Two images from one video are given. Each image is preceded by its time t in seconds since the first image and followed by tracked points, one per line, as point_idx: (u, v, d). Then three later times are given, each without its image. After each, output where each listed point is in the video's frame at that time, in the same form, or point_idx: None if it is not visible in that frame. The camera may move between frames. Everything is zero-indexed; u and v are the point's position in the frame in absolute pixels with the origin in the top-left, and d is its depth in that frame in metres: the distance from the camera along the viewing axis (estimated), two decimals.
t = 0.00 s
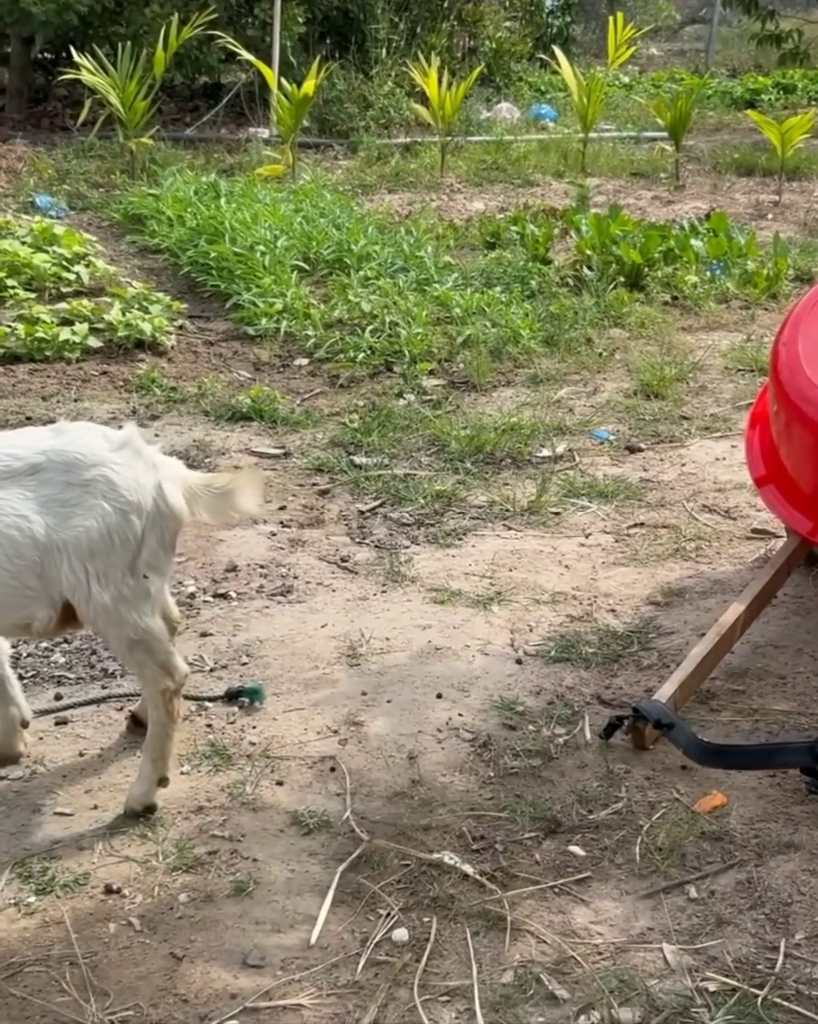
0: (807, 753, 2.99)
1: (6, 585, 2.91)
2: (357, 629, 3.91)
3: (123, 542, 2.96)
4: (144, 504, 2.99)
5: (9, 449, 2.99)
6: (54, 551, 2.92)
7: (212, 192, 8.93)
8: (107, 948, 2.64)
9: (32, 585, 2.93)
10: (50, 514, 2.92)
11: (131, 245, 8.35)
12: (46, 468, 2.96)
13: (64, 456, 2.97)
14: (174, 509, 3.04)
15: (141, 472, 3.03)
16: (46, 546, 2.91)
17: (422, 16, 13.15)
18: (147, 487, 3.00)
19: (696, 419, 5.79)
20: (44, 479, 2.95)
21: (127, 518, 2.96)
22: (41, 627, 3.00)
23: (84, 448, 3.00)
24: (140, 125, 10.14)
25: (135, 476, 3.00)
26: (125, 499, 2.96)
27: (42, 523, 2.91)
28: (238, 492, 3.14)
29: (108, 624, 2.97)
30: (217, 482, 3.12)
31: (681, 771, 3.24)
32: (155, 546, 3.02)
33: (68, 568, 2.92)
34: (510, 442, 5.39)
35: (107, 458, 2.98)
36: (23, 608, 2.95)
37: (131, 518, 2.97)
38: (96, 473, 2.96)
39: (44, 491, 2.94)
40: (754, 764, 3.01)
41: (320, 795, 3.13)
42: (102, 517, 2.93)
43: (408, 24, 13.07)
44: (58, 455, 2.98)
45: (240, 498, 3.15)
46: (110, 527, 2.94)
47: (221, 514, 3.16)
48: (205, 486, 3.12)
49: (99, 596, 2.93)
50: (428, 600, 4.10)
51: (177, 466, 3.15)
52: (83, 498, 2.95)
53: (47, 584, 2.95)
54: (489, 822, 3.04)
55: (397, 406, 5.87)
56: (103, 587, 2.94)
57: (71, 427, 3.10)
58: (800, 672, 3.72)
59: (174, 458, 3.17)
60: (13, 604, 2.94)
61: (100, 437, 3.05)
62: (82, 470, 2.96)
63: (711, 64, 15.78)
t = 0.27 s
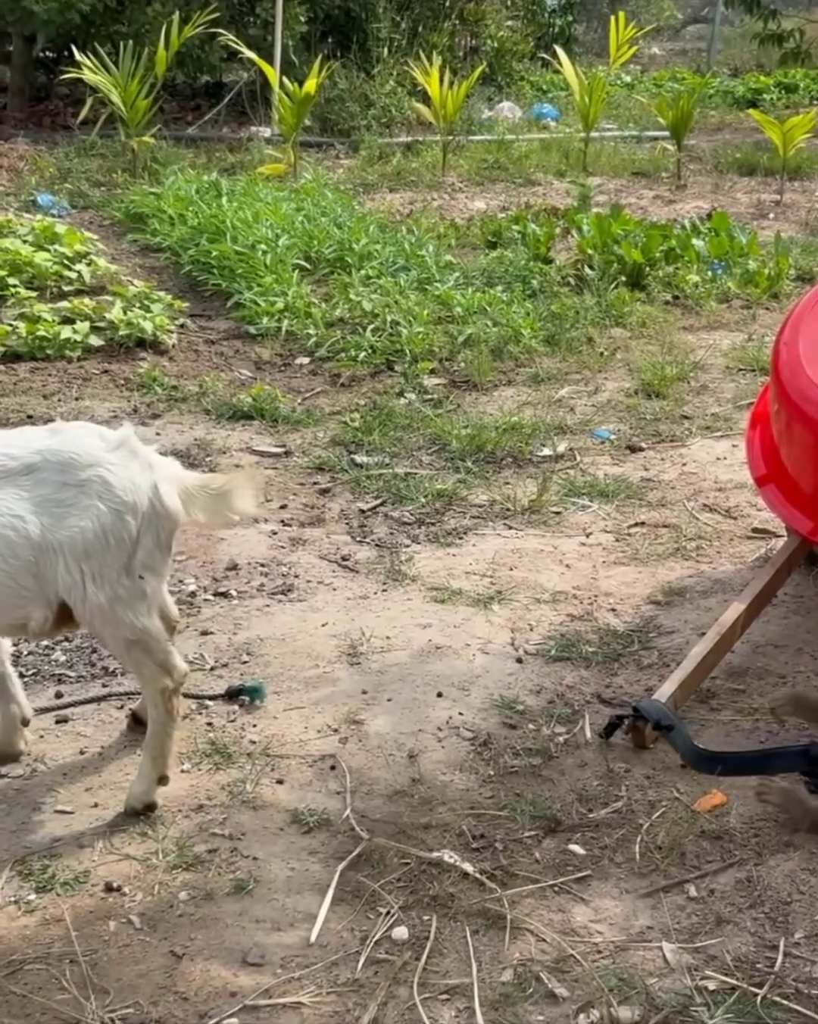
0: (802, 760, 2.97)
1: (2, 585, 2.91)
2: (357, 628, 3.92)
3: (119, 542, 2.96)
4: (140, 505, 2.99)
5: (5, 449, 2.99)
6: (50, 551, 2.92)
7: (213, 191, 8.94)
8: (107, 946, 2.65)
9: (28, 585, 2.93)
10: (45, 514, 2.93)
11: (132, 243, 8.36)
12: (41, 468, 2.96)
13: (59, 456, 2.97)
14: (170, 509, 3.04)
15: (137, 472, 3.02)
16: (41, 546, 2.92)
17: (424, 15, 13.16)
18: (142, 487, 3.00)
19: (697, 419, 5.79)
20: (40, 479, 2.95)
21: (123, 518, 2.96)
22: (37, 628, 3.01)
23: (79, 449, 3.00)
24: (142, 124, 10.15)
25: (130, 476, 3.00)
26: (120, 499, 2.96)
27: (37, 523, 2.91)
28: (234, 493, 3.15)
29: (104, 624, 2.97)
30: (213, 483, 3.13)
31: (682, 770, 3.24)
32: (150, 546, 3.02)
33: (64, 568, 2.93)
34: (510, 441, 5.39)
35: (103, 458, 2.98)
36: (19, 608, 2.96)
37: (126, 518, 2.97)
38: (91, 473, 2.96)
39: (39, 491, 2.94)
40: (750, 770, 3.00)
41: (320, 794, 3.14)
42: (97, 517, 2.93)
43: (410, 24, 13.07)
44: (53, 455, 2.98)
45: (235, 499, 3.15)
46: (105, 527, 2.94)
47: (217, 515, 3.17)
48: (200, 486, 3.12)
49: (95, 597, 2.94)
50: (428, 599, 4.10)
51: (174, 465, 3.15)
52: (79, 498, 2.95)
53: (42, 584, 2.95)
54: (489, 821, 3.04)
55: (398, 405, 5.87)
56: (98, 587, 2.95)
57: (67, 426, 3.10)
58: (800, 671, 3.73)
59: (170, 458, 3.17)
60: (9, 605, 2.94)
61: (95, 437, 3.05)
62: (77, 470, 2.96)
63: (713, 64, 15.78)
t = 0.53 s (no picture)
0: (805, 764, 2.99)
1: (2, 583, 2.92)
2: (358, 629, 3.92)
3: (118, 541, 2.96)
4: (139, 505, 2.99)
5: (7, 448, 3.00)
6: (49, 550, 2.93)
7: (215, 191, 8.94)
8: (107, 945, 2.65)
9: (28, 584, 2.94)
10: (46, 513, 2.93)
11: (134, 243, 8.36)
12: (43, 466, 2.96)
13: (60, 454, 2.97)
14: (170, 509, 3.04)
15: (137, 472, 3.02)
16: (42, 545, 2.92)
17: (426, 15, 13.17)
18: (142, 487, 3.00)
19: (698, 419, 5.79)
20: (41, 478, 2.95)
21: (123, 518, 2.97)
22: (38, 626, 3.01)
23: (80, 448, 3.00)
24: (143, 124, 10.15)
25: (131, 476, 3.00)
26: (120, 499, 2.96)
27: (38, 522, 2.92)
28: (234, 494, 3.15)
29: (104, 624, 2.98)
30: (213, 484, 3.13)
31: (682, 771, 3.24)
32: (150, 546, 3.02)
33: (63, 567, 2.93)
34: (511, 441, 5.40)
35: (104, 458, 2.99)
36: (19, 606, 2.96)
37: (126, 518, 2.97)
38: (91, 473, 2.97)
39: (40, 490, 2.94)
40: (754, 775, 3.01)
41: (320, 794, 3.14)
42: (97, 516, 2.94)
43: (411, 24, 13.07)
44: (54, 454, 2.98)
45: (235, 500, 3.16)
46: (105, 526, 2.94)
47: (217, 516, 3.17)
48: (201, 487, 3.13)
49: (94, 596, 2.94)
50: (429, 599, 4.10)
51: (174, 466, 3.15)
52: (79, 497, 2.95)
53: (43, 583, 2.96)
54: (489, 821, 3.05)
55: (399, 406, 5.88)
56: (98, 587, 2.95)
57: (68, 425, 3.10)
58: (801, 672, 3.73)
59: (171, 459, 3.17)
60: (9, 603, 2.95)
61: (96, 437, 3.05)
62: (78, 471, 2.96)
63: (715, 64, 15.77)
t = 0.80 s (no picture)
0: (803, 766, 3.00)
1: (8, 578, 2.92)
2: (359, 630, 3.92)
3: (124, 539, 2.96)
4: (146, 503, 2.98)
5: (15, 443, 2.99)
6: (56, 546, 2.93)
7: (218, 191, 8.95)
8: (108, 947, 2.65)
9: (34, 580, 2.94)
10: (53, 509, 2.93)
11: (137, 243, 8.37)
12: (50, 463, 2.95)
13: (68, 451, 2.97)
14: (176, 508, 3.04)
15: (144, 471, 3.02)
16: (48, 542, 2.92)
17: (429, 16, 13.17)
18: (149, 486, 3.00)
19: (700, 420, 5.79)
20: (48, 474, 2.95)
21: (129, 516, 2.96)
22: (44, 623, 3.01)
23: (88, 445, 3.00)
24: (146, 124, 10.16)
25: (138, 475, 2.99)
26: (127, 497, 2.96)
27: (45, 518, 2.92)
28: (239, 496, 3.15)
29: (108, 621, 2.98)
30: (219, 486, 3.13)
31: (683, 773, 3.24)
32: (155, 545, 3.02)
33: (69, 564, 2.93)
34: (513, 442, 5.40)
35: (111, 456, 2.98)
36: (25, 602, 2.96)
37: (133, 516, 2.97)
38: (99, 470, 2.96)
39: (47, 486, 2.94)
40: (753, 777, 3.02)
41: (321, 795, 3.14)
42: (103, 514, 2.93)
43: (414, 24, 13.07)
44: (62, 450, 2.97)
45: (241, 502, 3.16)
46: (111, 524, 2.94)
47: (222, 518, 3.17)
48: (206, 489, 3.13)
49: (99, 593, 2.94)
50: (430, 600, 4.10)
51: (180, 465, 3.14)
52: (86, 494, 2.95)
53: (48, 579, 2.95)
54: (490, 822, 3.04)
55: (401, 406, 5.88)
56: (103, 584, 2.95)
57: (76, 422, 3.10)
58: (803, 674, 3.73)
59: (178, 459, 3.17)
60: (14, 599, 2.95)
61: (105, 435, 3.05)
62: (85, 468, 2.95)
63: (718, 64, 15.77)
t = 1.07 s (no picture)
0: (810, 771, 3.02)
1: (23, 579, 2.91)
2: (362, 630, 3.92)
3: (137, 539, 2.96)
4: (159, 503, 2.99)
5: (29, 444, 3.00)
6: (70, 546, 2.92)
7: (221, 191, 8.95)
8: (109, 947, 2.64)
9: (47, 580, 2.94)
10: (67, 508, 2.93)
11: (140, 243, 8.38)
12: (65, 463, 2.96)
13: (82, 451, 2.97)
14: (189, 507, 3.04)
15: (158, 470, 3.02)
16: (63, 541, 2.92)
17: (432, 17, 13.17)
18: (163, 485, 3.00)
19: (704, 421, 5.79)
20: (63, 475, 2.95)
21: (142, 515, 2.96)
22: (56, 623, 3.01)
23: (102, 445, 3.00)
24: (150, 124, 10.16)
25: (151, 474, 3.00)
26: (141, 496, 2.96)
27: (59, 518, 2.92)
28: (251, 492, 3.16)
29: (120, 621, 2.98)
30: (230, 482, 3.14)
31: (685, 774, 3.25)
32: (168, 544, 3.02)
33: (83, 564, 2.93)
34: (516, 442, 5.40)
35: (125, 456, 2.98)
36: (38, 603, 2.96)
37: (146, 515, 2.97)
38: (113, 470, 2.97)
39: (62, 486, 2.94)
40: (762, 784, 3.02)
41: (323, 795, 3.14)
42: (117, 513, 2.94)
43: (418, 25, 13.07)
44: (76, 451, 2.97)
45: (252, 498, 3.16)
46: (125, 524, 2.94)
47: (233, 513, 3.18)
48: (218, 486, 3.13)
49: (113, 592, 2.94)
50: (433, 601, 4.10)
51: (193, 465, 3.15)
52: (100, 494, 2.95)
53: (62, 579, 2.95)
54: (492, 823, 3.04)
55: (404, 407, 5.88)
56: (116, 584, 2.95)
57: (89, 423, 3.10)
58: (805, 675, 3.73)
59: (189, 458, 3.17)
60: (28, 598, 2.95)
61: (118, 435, 3.05)
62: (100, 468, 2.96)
63: (722, 65, 15.76)
